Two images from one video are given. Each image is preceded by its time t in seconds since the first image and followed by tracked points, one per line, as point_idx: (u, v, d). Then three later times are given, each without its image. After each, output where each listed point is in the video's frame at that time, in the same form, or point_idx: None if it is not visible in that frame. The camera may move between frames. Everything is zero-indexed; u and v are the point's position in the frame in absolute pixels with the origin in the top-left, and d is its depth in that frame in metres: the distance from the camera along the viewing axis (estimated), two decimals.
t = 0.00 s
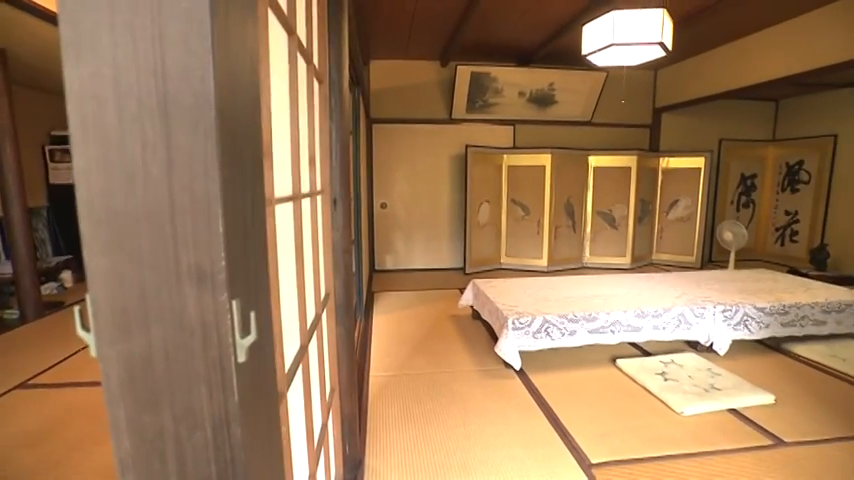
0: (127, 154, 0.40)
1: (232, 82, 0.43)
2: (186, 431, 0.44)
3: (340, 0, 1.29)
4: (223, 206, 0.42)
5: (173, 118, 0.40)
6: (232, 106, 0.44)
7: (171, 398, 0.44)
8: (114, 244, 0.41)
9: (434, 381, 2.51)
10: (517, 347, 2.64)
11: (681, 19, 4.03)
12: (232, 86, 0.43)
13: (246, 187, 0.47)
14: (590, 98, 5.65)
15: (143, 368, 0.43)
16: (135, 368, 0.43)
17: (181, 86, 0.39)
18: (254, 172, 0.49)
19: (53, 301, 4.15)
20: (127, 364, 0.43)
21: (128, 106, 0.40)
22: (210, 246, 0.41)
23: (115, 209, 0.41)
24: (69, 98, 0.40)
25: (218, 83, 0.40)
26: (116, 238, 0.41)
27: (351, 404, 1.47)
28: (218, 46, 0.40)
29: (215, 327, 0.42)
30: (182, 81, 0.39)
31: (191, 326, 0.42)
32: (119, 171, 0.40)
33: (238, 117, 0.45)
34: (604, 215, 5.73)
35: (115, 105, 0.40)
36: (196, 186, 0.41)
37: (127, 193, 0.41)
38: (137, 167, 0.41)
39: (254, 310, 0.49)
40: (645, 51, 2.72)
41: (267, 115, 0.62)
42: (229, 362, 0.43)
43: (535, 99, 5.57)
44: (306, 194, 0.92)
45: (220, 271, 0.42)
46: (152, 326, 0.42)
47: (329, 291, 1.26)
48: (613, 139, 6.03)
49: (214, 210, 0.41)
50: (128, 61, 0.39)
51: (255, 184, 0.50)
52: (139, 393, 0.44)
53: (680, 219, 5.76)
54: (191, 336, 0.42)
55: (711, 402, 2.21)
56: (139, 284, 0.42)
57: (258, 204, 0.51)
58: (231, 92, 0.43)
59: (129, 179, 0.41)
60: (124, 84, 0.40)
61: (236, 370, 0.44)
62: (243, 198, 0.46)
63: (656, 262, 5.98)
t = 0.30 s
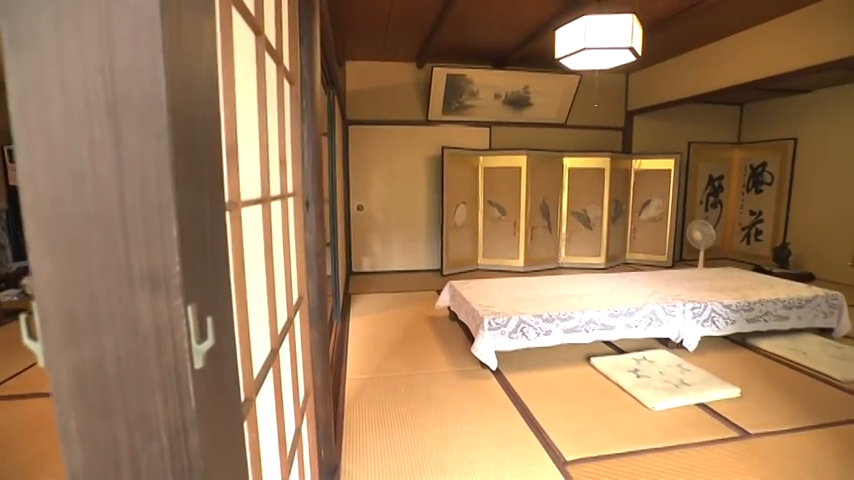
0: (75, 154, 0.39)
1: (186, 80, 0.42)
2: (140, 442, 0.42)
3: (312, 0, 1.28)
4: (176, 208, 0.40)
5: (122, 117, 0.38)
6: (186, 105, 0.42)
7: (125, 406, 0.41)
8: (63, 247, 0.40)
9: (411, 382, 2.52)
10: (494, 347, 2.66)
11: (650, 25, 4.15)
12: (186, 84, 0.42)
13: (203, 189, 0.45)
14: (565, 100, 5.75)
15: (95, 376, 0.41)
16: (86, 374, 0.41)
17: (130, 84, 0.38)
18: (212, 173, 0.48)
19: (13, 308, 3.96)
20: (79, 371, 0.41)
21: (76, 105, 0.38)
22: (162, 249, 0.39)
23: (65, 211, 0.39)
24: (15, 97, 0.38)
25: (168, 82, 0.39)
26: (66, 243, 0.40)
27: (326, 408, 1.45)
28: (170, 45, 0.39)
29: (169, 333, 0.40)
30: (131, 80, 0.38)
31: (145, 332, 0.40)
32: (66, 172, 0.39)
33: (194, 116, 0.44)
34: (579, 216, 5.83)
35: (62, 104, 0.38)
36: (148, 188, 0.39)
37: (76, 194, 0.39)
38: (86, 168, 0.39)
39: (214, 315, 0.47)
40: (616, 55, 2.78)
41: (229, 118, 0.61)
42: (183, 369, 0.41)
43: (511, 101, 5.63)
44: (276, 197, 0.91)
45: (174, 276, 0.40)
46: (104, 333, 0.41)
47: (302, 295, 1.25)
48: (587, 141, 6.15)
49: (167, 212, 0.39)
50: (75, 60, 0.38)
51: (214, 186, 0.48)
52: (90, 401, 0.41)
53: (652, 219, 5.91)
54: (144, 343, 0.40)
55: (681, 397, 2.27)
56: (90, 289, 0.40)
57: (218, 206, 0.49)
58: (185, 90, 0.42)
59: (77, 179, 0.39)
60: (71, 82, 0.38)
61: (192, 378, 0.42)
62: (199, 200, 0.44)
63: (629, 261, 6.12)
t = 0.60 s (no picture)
0: (18, 153, 0.35)
1: (140, 78, 0.39)
2: (93, 459, 0.39)
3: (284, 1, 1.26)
4: (131, 212, 0.38)
5: (71, 115, 0.35)
6: (139, 104, 0.39)
7: (74, 422, 0.38)
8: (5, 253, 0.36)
9: (389, 386, 2.51)
10: (471, 348, 2.68)
11: (624, 31, 4.24)
12: (140, 82, 0.39)
13: (159, 190, 0.43)
14: (541, 103, 5.84)
15: (42, 392, 0.38)
16: (32, 392, 0.38)
17: (78, 80, 0.35)
18: (170, 175, 0.45)
19: None
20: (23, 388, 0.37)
21: (17, 102, 0.35)
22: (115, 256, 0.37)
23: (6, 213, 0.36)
24: None
25: (120, 79, 0.36)
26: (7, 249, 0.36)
27: (301, 413, 1.43)
28: (121, 39, 0.36)
29: (124, 343, 0.38)
30: (78, 75, 0.35)
31: (96, 342, 0.37)
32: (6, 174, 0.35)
33: (149, 116, 0.41)
34: (555, 217, 5.93)
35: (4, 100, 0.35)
36: (98, 190, 0.36)
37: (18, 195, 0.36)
38: (30, 169, 0.35)
39: (170, 322, 0.45)
40: (589, 60, 2.83)
41: (195, 120, 0.60)
42: (137, 380, 0.39)
43: (488, 104, 5.68)
44: (246, 200, 0.90)
45: (127, 283, 0.37)
46: (53, 344, 0.37)
47: (276, 298, 1.23)
48: (562, 144, 6.25)
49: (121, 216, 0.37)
50: (17, 52, 0.34)
51: (172, 188, 0.46)
52: (37, 421, 0.38)
53: (626, 220, 6.05)
54: (96, 354, 0.37)
55: (654, 394, 2.33)
56: (36, 298, 0.37)
57: (176, 207, 0.47)
58: (139, 88, 0.39)
59: (21, 180, 0.35)
60: (12, 76, 0.35)
61: (147, 388, 0.40)
62: (156, 202, 0.42)
63: (605, 261, 6.25)
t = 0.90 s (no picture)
0: None
1: (96, 79, 0.38)
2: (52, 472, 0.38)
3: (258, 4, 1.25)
4: (88, 218, 0.37)
5: (25, 120, 0.34)
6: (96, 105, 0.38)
7: (32, 435, 0.37)
8: None
9: (370, 389, 2.49)
10: (451, 350, 2.69)
11: (600, 36, 4.32)
12: (97, 83, 0.38)
13: (119, 193, 0.42)
14: (520, 106, 5.90)
15: None
16: None
17: (30, 84, 0.34)
18: (131, 178, 0.44)
19: None
20: None
21: None
22: (72, 263, 0.36)
23: None
24: None
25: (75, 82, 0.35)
26: None
27: (279, 419, 1.41)
28: (75, 42, 0.35)
29: (82, 351, 0.37)
30: (30, 78, 0.34)
31: (52, 351, 0.36)
32: None
33: (106, 118, 0.40)
34: (535, 219, 5.99)
35: None
36: (52, 196, 0.35)
37: None
38: None
39: (132, 329, 0.44)
40: (565, 64, 2.88)
41: (163, 122, 0.59)
42: (97, 390, 0.38)
43: (468, 106, 5.72)
44: (220, 204, 0.88)
45: (84, 290, 0.37)
46: (7, 355, 0.36)
47: (252, 302, 1.21)
48: (541, 146, 6.33)
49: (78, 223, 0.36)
50: None
51: (132, 191, 0.45)
52: None
53: (604, 222, 6.15)
54: (53, 364, 0.36)
55: (630, 392, 2.37)
56: None
57: (138, 210, 0.46)
58: (95, 90, 0.38)
59: None
60: None
61: (107, 398, 0.39)
62: (115, 205, 0.41)
63: (584, 262, 6.34)
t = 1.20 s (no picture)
0: None
1: (60, 82, 0.37)
2: None
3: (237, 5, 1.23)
4: (51, 224, 0.36)
5: None
6: (58, 108, 0.37)
7: None
8: None
9: (354, 392, 2.48)
10: (435, 353, 2.69)
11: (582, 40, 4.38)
12: (60, 86, 0.37)
13: (83, 197, 0.41)
14: (503, 108, 5.95)
15: None
16: None
17: None
18: (96, 181, 0.43)
19: None
20: None
21: None
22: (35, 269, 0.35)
23: None
24: None
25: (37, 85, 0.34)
26: None
27: (260, 425, 1.40)
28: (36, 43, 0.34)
29: (46, 359, 0.36)
30: None
31: (13, 360, 0.35)
32: None
33: (69, 120, 0.39)
34: (519, 221, 6.03)
35: None
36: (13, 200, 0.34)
37: None
38: None
39: (98, 336, 0.43)
40: (547, 68, 2.92)
41: (136, 125, 0.58)
42: (62, 399, 0.37)
43: (452, 109, 5.74)
44: (197, 206, 0.87)
45: (47, 298, 0.36)
46: None
47: (232, 306, 1.19)
48: (524, 149, 6.38)
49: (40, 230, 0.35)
50: None
51: (97, 194, 0.44)
52: None
53: (587, 223, 6.23)
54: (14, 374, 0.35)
55: (612, 392, 2.41)
56: None
57: (106, 214, 0.45)
58: (58, 92, 0.37)
59: None
60: None
61: (72, 406, 0.38)
62: (79, 208, 0.40)
63: (568, 263, 6.40)
